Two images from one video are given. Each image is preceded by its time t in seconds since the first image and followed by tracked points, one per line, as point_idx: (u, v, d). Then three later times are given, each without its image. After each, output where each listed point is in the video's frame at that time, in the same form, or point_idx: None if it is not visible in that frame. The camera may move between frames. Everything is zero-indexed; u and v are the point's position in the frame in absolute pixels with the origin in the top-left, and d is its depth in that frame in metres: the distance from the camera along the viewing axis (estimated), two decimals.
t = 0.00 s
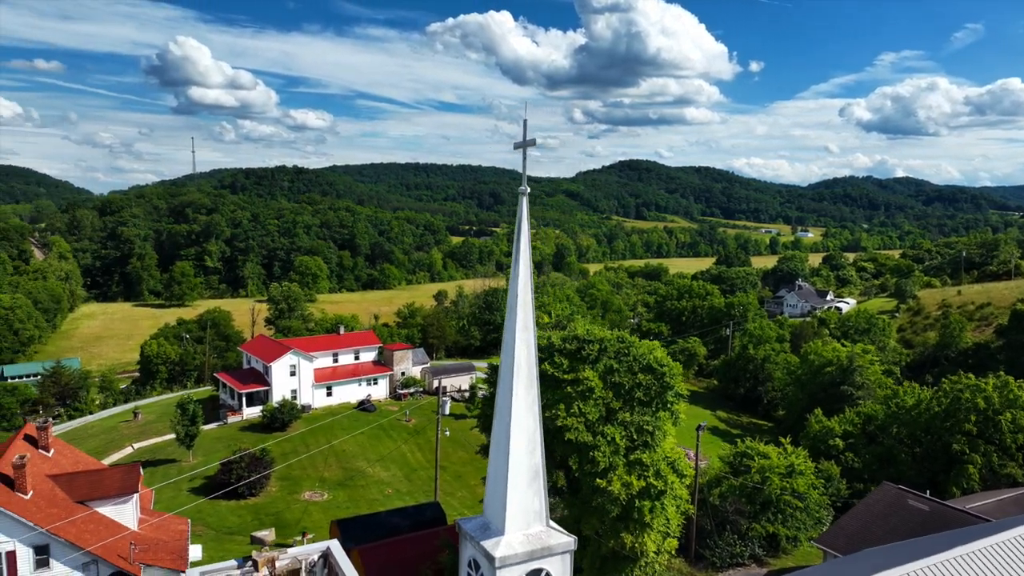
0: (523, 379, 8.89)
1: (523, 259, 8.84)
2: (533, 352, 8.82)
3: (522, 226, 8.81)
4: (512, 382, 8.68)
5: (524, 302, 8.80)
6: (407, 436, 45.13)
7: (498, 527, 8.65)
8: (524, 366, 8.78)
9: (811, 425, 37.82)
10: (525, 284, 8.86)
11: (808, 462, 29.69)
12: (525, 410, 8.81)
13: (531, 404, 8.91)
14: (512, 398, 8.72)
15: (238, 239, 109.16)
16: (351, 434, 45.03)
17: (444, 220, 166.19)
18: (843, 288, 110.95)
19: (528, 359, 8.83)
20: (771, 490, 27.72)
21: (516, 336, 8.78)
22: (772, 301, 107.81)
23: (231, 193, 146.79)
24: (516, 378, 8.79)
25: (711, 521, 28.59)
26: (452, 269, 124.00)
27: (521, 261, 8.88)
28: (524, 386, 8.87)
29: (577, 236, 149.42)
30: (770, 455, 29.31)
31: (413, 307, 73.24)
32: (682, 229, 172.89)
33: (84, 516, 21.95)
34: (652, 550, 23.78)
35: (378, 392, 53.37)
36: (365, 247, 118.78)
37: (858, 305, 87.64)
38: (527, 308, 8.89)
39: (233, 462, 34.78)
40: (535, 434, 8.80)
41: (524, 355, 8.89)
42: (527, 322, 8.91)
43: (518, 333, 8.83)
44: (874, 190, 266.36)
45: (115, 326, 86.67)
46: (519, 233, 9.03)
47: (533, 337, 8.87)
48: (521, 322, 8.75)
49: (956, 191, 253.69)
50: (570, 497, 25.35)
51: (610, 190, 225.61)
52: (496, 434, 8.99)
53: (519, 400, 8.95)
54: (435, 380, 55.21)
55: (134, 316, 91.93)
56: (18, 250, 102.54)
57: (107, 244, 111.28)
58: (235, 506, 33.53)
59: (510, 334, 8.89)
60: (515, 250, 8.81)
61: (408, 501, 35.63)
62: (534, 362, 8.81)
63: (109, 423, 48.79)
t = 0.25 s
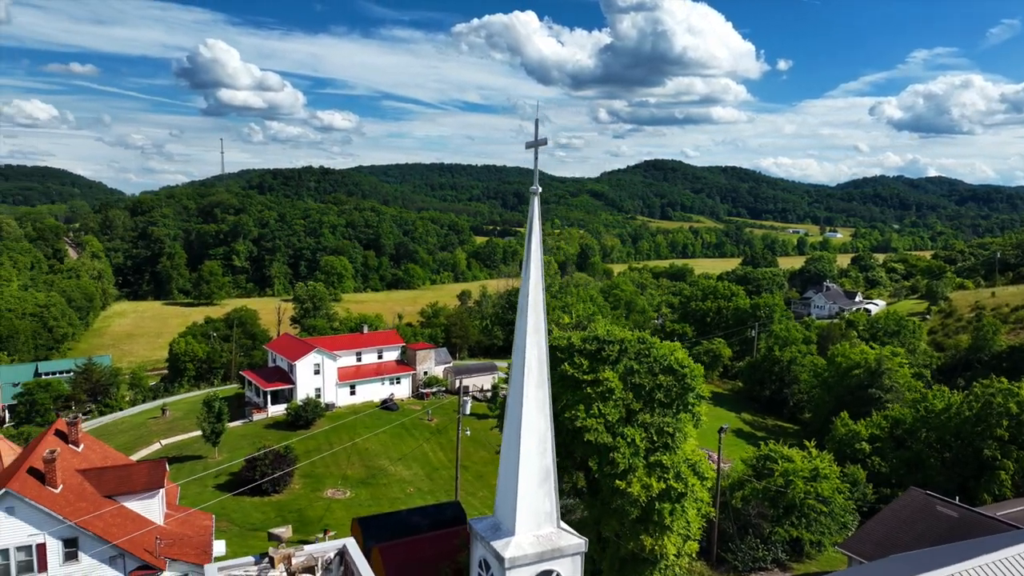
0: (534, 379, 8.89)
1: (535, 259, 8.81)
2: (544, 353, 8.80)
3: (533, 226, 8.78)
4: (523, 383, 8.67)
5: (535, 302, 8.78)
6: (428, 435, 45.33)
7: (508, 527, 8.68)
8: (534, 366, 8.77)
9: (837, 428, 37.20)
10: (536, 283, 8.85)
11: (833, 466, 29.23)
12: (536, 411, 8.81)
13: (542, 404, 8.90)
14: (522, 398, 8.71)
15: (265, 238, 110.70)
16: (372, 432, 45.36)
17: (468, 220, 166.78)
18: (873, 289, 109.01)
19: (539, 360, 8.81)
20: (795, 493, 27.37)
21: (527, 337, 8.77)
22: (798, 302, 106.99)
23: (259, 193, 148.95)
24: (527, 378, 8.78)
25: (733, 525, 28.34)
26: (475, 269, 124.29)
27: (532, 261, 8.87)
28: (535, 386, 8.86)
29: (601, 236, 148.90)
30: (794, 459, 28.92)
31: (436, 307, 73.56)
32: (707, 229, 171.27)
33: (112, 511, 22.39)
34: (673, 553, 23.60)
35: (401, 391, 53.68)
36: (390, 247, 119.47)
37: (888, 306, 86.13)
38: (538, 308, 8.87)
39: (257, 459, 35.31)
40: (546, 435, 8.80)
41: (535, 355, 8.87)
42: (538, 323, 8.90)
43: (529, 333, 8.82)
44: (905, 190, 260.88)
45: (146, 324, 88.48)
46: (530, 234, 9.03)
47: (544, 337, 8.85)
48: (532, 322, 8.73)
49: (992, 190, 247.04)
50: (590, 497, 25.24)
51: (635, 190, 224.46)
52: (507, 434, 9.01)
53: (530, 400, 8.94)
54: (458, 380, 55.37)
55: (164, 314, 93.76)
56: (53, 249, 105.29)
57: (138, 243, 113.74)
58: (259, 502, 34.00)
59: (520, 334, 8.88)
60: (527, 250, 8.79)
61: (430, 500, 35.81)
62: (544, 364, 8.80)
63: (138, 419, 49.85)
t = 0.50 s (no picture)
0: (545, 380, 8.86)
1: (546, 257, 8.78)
2: (555, 354, 8.78)
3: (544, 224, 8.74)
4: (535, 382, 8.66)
5: (546, 301, 8.74)
6: (450, 434, 45.48)
7: (519, 528, 8.70)
8: (545, 367, 8.74)
9: (864, 431, 36.50)
10: (547, 280, 8.80)
11: (858, 470, 28.74)
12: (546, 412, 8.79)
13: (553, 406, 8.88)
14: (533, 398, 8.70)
15: (291, 238, 111.99)
16: (394, 431, 45.65)
17: (492, 221, 167.11)
18: (903, 291, 106.83)
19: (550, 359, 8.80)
20: (819, 497, 26.97)
21: (538, 337, 8.75)
22: (826, 303, 105.35)
23: (285, 194, 150.77)
24: (538, 378, 8.76)
25: (756, 529, 28.00)
26: (499, 269, 124.35)
27: (544, 259, 8.86)
28: (546, 388, 8.82)
29: (625, 236, 148.12)
30: (819, 462, 28.43)
31: (460, 306, 73.73)
32: (733, 229, 169.41)
33: (139, 505, 22.84)
34: (692, 556, 23.36)
35: (423, 391, 53.91)
36: (414, 247, 119.98)
37: (919, 308, 84.34)
38: (549, 307, 8.85)
39: (281, 457, 35.80)
40: (557, 436, 8.76)
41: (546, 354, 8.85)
42: (549, 322, 8.86)
43: (540, 334, 8.80)
44: (939, 190, 254.87)
45: (174, 322, 90.07)
46: (541, 234, 9.00)
47: (556, 338, 8.84)
48: (543, 321, 8.71)
49: None
50: (610, 498, 25.12)
51: (661, 190, 222.98)
52: (519, 433, 8.97)
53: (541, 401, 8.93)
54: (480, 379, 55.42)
55: (192, 312, 95.42)
56: (86, 249, 107.81)
57: (167, 243, 115.90)
58: (283, 499, 34.41)
59: (531, 334, 8.86)
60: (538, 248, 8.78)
61: (451, 499, 35.92)
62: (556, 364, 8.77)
63: (166, 415, 50.78)
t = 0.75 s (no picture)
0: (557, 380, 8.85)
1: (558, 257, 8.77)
2: (566, 354, 8.77)
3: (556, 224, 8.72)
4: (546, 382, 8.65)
5: (558, 302, 8.73)
6: (472, 434, 45.58)
7: (529, 528, 8.68)
8: (556, 368, 8.74)
9: (891, 435, 35.75)
10: (558, 280, 8.79)
11: (885, 475, 28.21)
12: (557, 412, 8.79)
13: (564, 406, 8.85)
14: (544, 399, 8.69)
15: (317, 238, 113.19)
16: (415, 430, 45.89)
17: (517, 221, 167.32)
18: (935, 293, 104.58)
19: (561, 360, 8.79)
20: (844, 502, 26.51)
21: (549, 337, 8.73)
22: (854, 305, 103.58)
23: (312, 194, 152.47)
24: (549, 378, 8.76)
25: (779, 532, 27.65)
26: (523, 269, 124.33)
27: (555, 260, 8.85)
28: (557, 388, 8.81)
29: (650, 236, 147.26)
30: (844, 466, 27.99)
31: (483, 306, 73.87)
32: (759, 229, 167.42)
33: (165, 500, 23.24)
34: (713, 560, 23.18)
35: (446, 390, 54.10)
36: (439, 247, 120.48)
37: (952, 310, 82.48)
38: (561, 307, 8.83)
39: (304, 455, 36.00)
40: (568, 438, 8.74)
41: (557, 355, 8.84)
42: (561, 322, 8.85)
43: (551, 334, 8.77)
44: (974, 190, 248.46)
45: (203, 320, 91.60)
46: (552, 234, 9.00)
47: (567, 338, 8.83)
48: (554, 321, 8.70)
49: None
50: (630, 501, 24.95)
51: (686, 190, 221.34)
52: (529, 433, 8.97)
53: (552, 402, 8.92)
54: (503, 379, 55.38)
55: (220, 311, 97.06)
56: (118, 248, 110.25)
57: (196, 242, 118.02)
58: (306, 497, 34.77)
59: (543, 334, 8.85)
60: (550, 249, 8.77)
61: (473, 499, 35.99)
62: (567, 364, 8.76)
63: (193, 412, 51.63)
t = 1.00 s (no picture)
0: (568, 381, 8.84)
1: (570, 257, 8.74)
2: (577, 354, 8.75)
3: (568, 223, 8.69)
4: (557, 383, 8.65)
5: (569, 302, 8.71)
6: (494, 433, 45.61)
7: (540, 529, 8.70)
8: (567, 368, 8.72)
9: (919, 439, 34.99)
10: (571, 281, 8.77)
11: (913, 480, 27.64)
12: (568, 413, 8.77)
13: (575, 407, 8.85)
14: (555, 399, 8.68)
15: (343, 238, 114.33)
16: (437, 429, 46.08)
17: (542, 221, 167.35)
18: (968, 295, 102.14)
19: (572, 360, 8.78)
20: (870, 506, 25.97)
21: (560, 337, 8.72)
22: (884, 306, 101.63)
23: (338, 194, 154.06)
24: (561, 379, 8.75)
25: (803, 537, 27.24)
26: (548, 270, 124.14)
27: (568, 259, 8.82)
28: (569, 389, 8.80)
29: (676, 236, 146.14)
30: (870, 471, 27.49)
31: (506, 306, 73.91)
32: (787, 229, 165.01)
33: (190, 495, 23.63)
34: (734, 564, 22.86)
35: (468, 390, 54.22)
36: (463, 247, 120.87)
37: (987, 313, 80.49)
38: (573, 308, 8.82)
39: (327, 452, 36.40)
40: (579, 438, 8.73)
41: (569, 356, 8.83)
42: (573, 322, 8.83)
43: (563, 333, 8.73)
44: (1012, 189, 241.58)
45: (231, 319, 93.06)
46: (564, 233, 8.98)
47: (579, 338, 8.81)
48: (566, 322, 8.68)
49: None
50: (651, 503, 24.76)
51: (714, 190, 219.36)
52: (540, 434, 8.98)
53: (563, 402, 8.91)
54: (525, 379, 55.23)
55: (248, 309, 98.58)
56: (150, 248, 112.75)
57: (225, 242, 120.02)
58: (329, 494, 35.12)
59: (554, 334, 8.84)
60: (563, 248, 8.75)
61: (495, 498, 36.01)
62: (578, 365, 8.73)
63: (220, 409, 52.48)
